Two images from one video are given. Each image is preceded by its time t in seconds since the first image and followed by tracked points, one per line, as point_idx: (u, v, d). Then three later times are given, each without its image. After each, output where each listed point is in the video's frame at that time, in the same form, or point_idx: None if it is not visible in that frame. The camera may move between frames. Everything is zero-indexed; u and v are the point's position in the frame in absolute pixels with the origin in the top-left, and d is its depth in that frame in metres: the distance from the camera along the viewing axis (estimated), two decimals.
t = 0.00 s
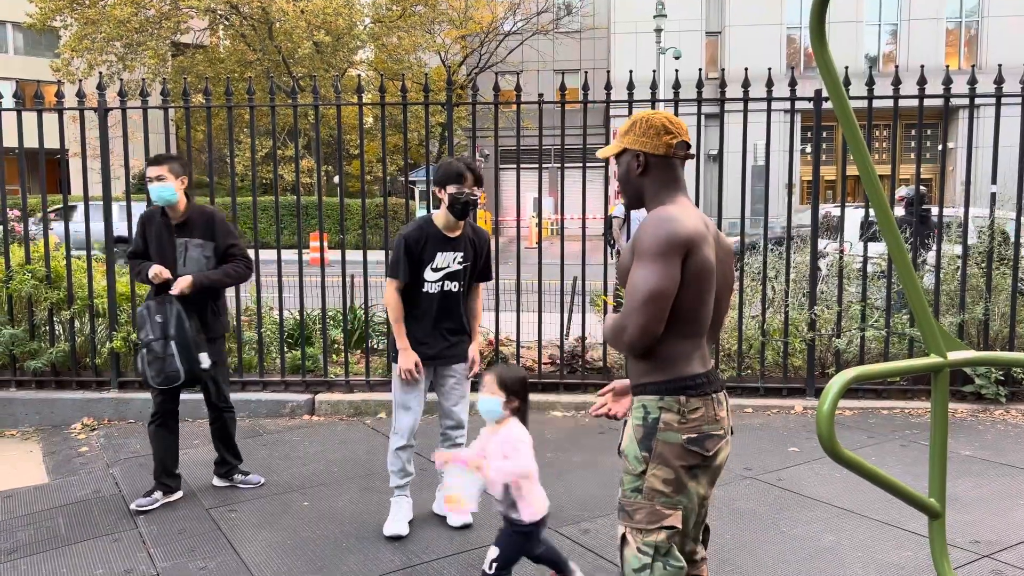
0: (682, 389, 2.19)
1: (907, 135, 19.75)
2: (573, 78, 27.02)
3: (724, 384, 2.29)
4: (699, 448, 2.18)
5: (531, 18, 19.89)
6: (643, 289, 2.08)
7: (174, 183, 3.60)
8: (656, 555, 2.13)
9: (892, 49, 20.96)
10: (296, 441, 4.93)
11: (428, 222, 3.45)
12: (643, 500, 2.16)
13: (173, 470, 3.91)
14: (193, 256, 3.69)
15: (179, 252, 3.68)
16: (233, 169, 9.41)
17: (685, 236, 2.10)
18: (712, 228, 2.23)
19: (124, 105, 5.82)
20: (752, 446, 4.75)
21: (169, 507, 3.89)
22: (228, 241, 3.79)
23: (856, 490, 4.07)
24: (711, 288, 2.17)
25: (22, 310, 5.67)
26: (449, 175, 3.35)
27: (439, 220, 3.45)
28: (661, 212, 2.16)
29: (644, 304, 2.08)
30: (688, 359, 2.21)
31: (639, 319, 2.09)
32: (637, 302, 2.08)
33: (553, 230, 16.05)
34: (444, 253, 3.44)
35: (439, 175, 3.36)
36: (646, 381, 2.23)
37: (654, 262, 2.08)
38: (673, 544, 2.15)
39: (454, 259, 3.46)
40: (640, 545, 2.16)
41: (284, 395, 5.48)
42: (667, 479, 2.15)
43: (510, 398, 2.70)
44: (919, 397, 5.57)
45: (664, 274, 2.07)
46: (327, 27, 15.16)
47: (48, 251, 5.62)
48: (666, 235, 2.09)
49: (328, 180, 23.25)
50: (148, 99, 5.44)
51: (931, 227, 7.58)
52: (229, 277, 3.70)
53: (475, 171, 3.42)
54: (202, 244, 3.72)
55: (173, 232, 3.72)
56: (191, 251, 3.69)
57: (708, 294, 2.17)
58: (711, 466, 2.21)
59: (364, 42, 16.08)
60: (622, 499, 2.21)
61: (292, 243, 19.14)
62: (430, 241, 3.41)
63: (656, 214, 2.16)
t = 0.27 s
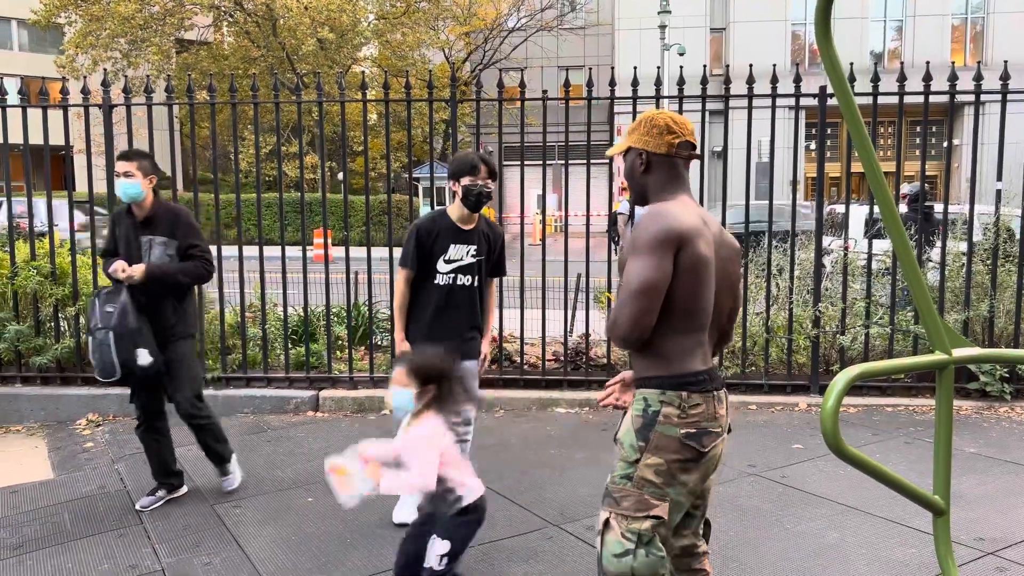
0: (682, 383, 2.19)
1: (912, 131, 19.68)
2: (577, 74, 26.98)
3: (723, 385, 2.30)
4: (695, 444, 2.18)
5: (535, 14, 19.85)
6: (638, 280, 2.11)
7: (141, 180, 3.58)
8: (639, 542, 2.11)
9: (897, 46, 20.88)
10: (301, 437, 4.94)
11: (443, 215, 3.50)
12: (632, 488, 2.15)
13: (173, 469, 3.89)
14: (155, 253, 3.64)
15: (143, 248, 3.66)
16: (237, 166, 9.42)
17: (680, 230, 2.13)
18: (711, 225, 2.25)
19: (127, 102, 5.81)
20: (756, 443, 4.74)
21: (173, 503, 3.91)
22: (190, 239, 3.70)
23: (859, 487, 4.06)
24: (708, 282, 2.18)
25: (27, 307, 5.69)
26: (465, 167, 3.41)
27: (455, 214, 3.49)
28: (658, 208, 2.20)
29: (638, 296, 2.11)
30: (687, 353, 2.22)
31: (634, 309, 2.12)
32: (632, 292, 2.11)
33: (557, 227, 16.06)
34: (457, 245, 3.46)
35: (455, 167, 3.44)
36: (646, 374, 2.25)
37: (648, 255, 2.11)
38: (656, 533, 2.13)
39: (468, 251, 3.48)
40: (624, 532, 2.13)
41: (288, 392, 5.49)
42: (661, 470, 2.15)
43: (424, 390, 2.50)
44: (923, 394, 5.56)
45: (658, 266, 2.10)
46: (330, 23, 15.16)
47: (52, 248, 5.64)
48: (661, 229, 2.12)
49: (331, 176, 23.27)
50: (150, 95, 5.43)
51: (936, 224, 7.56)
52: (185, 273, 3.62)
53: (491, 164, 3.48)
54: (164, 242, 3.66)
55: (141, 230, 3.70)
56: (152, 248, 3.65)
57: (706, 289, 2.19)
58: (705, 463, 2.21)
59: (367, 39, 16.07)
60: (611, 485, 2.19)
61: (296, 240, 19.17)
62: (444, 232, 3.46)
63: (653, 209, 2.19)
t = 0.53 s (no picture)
0: (665, 383, 2.16)
1: (916, 127, 19.62)
2: (581, 69, 26.94)
3: (713, 384, 2.23)
4: (676, 444, 2.16)
5: (538, 10, 19.81)
6: (610, 279, 2.08)
7: (119, 179, 3.39)
8: (616, 538, 2.14)
9: (902, 41, 20.81)
10: (304, 433, 4.95)
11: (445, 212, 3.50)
12: (613, 485, 2.18)
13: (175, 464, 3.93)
14: (124, 255, 3.43)
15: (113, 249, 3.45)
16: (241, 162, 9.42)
17: (653, 226, 2.09)
18: (694, 218, 2.19)
19: (130, 97, 5.81)
20: (759, 439, 4.75)
21: (177, 497, 3.93)
22: (160, 242, 3.46)
23: (863, 483, 4.06)
24: (689, 277, 2.13)
25: (32, 302, 5.71)
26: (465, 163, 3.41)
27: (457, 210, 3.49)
28: (633, 205, 2.17)
29: (612, 294, 2.08)
30: (672, 350, 2.18)
31: (609, 307, 2.10)
32: (605, 291, 2.09)
33: (560, 223, 16.06)
34: (459, 242, 3.47)
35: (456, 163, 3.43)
36: (637, 374, 2.22)
37: (622, 253, 2.08)
38: (636, 530, 2.16)
39: (471, 248, 3.48)
40: (604, 526, 2.18)
41: (292, 387, 5.51)
42: (640, 468, 2.15)
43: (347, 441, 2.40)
44: (926, 390, 5.56)
45: (631, 263, 2.07)
46: (334, 18, 15.15)
47: (57, 243, 5.66)
48: (633, 226, 2.09)
49: (335, 171, 23.28)
50: (153, 91, 5.43)
51: (941, 220, 7.54)
52: (148, 278, 3.39)
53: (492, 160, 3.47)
54: (134, 244, 3.45)
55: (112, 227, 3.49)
56: (120, 249, 3.44)
57: (686, 284, 2.13)
58: (689, 463, 2.18)
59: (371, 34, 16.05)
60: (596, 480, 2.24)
61: (300, 235, 19.19)
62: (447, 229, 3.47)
63: (628, 207, 2.17)
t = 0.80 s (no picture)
0: (621, 380, 2.15)
1: (921, 121, 19.56)
2: (584, 63, 26.88)
3: (672, 379, 2.16)
4: (630, 438, 2.12)
5: (542, 4, 19.76)
6: (560, 296, 2.11)
7: (97, 178, 3.24)
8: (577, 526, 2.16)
9: (907, 35, 20.72)
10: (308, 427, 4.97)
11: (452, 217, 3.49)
12: (578, 475, 2.19)
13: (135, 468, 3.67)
14: (88, 259, 3.27)
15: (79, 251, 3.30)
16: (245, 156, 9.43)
17: (598, 236, 2.08)
18: (648, 217, 2.16)
19: (134, 92, 5.80)
20: (762, 433, 4.75)
21: (181, 492, 3.95)
22: (125, 248, 3.29)
23: (866, 478, 4.07)
24: (642, 278, 2.10)
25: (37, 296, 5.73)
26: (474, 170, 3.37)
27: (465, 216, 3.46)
28: (583, 215, 2.17)
29: (561, 311, 2.11)
30: (636, 352, 2.16)
31: (562, 323, 2.12)
32: (557, 308, 2.11)
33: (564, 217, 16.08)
34: (467, 248, 3.47)
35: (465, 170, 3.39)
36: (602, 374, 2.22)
37: (567, 266, 2.10)
38: (598, 519, 2.15)
39: (478, 254, 3.48)
40: (570, 513, 2.21)
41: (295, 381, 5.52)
42: (596, 460, 2.14)
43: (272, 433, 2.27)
44: (930, 385, 5.56)
45: (577, 278, 2.08)
46: (337, 13, 15.14)
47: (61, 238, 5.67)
48: (578, 239, 2.09)
49: (339, 166, 23.28)
50: (157, 85, 5.42)
51: (945, 215, 7.52)
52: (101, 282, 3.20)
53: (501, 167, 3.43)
54: (99, 247, 3.28)
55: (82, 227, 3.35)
56: (86, 252, 3.29)
57: (641, 286, 2.11)
58: (646, 455, 2.13)
59: (375, 29, 16.03)
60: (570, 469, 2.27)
61: (304, 230, 19.22)
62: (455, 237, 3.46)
63: (578, 217, 2.17)
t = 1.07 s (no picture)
0: (589, 366, 2.26)
1: (926, 114, 19.46)
2: (588, 56, 26.78)
3: (642, 365, 2.25)
4: (600, 424, 2.23)
5: None
6: (518, 297, 2.23)
7: (53, 170, 3.16)
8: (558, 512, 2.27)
9: (912, 27, 20.59)
10: (312, 419, 4.98)
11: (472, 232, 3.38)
12: (561, 464, 2.30)
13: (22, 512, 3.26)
14: (45, 249, 3.18)
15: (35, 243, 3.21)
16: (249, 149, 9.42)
17: (547, 238, 2.19)
18: (601, 211, 2.24)
19: (138, 84, 5.79)
20: (765, 426, 4.75)
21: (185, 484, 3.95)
22: (81, 238, 3.17)
23: (870, 471, 4.07)
24: (599, 271, 2.20)
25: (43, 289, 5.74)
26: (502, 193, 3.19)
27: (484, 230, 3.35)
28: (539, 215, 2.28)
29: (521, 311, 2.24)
30: (602, 341, 2.26)
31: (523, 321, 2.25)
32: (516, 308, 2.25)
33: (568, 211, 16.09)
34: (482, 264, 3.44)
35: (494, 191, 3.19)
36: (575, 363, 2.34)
37: (524, 268, 2.21)
38: (580, 506, 2.24)
39: (492, 271, 3.46)
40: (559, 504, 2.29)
41: (299, 373, 5.54)
42: (573, 446, 2.26)
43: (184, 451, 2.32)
44: (933, 378, 5.55)
45: (531, 279, 2.20)
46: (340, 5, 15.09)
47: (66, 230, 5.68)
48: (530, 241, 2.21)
49: (342, 158, 23.26)
50: (161, 78, 5.41)
51: (951, 208, 7.48)
52: (57, 271, 3.09)
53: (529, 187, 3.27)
54: (55, 238, 3.19)
55: (38, 218, 3.27)
56: (43, 244, 3.20)
57: (596, 278, 2.20)
58: (620, 441, 2.22)
59: (378, 21, 15.97)
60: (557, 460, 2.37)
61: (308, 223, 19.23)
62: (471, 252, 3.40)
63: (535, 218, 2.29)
